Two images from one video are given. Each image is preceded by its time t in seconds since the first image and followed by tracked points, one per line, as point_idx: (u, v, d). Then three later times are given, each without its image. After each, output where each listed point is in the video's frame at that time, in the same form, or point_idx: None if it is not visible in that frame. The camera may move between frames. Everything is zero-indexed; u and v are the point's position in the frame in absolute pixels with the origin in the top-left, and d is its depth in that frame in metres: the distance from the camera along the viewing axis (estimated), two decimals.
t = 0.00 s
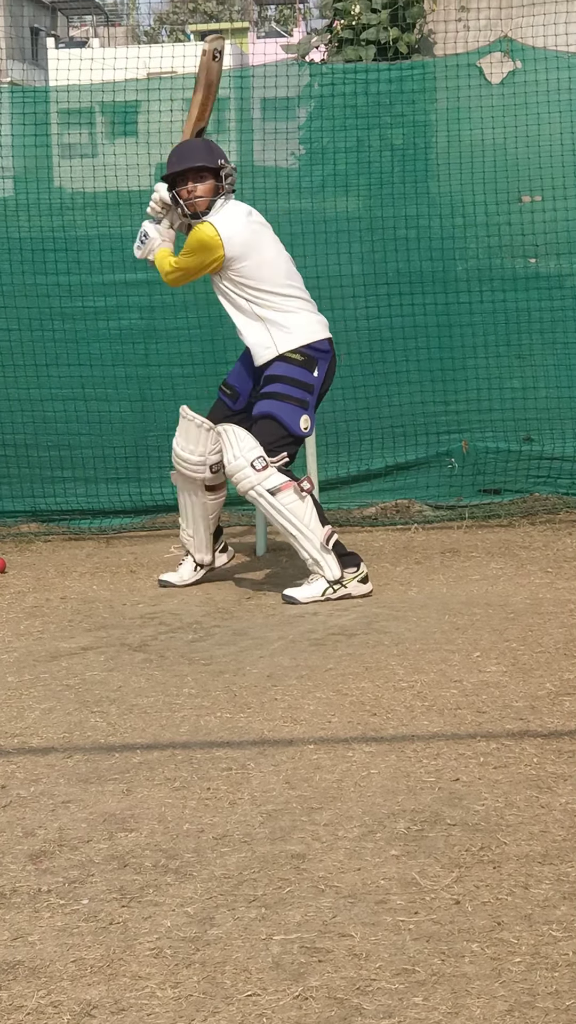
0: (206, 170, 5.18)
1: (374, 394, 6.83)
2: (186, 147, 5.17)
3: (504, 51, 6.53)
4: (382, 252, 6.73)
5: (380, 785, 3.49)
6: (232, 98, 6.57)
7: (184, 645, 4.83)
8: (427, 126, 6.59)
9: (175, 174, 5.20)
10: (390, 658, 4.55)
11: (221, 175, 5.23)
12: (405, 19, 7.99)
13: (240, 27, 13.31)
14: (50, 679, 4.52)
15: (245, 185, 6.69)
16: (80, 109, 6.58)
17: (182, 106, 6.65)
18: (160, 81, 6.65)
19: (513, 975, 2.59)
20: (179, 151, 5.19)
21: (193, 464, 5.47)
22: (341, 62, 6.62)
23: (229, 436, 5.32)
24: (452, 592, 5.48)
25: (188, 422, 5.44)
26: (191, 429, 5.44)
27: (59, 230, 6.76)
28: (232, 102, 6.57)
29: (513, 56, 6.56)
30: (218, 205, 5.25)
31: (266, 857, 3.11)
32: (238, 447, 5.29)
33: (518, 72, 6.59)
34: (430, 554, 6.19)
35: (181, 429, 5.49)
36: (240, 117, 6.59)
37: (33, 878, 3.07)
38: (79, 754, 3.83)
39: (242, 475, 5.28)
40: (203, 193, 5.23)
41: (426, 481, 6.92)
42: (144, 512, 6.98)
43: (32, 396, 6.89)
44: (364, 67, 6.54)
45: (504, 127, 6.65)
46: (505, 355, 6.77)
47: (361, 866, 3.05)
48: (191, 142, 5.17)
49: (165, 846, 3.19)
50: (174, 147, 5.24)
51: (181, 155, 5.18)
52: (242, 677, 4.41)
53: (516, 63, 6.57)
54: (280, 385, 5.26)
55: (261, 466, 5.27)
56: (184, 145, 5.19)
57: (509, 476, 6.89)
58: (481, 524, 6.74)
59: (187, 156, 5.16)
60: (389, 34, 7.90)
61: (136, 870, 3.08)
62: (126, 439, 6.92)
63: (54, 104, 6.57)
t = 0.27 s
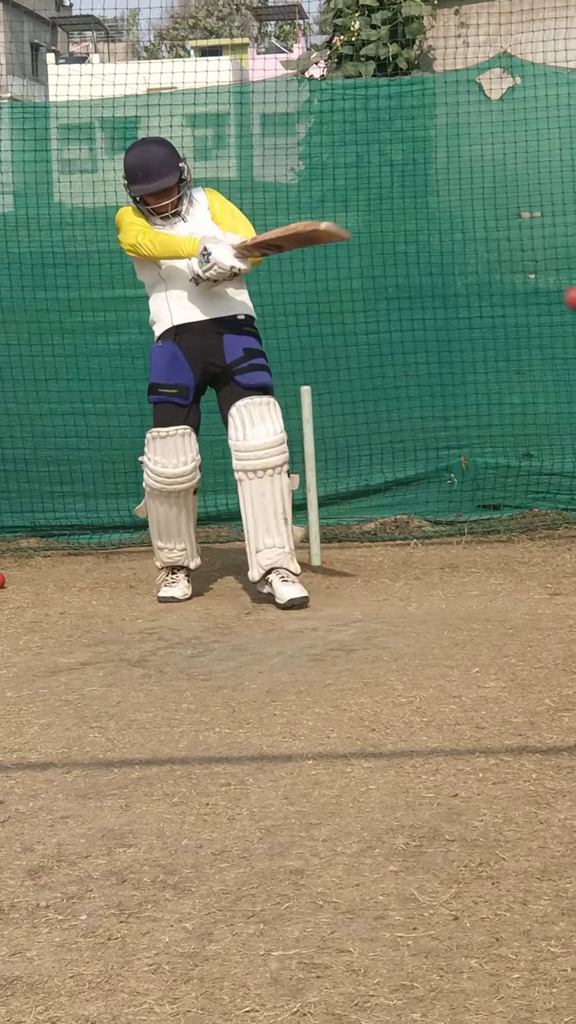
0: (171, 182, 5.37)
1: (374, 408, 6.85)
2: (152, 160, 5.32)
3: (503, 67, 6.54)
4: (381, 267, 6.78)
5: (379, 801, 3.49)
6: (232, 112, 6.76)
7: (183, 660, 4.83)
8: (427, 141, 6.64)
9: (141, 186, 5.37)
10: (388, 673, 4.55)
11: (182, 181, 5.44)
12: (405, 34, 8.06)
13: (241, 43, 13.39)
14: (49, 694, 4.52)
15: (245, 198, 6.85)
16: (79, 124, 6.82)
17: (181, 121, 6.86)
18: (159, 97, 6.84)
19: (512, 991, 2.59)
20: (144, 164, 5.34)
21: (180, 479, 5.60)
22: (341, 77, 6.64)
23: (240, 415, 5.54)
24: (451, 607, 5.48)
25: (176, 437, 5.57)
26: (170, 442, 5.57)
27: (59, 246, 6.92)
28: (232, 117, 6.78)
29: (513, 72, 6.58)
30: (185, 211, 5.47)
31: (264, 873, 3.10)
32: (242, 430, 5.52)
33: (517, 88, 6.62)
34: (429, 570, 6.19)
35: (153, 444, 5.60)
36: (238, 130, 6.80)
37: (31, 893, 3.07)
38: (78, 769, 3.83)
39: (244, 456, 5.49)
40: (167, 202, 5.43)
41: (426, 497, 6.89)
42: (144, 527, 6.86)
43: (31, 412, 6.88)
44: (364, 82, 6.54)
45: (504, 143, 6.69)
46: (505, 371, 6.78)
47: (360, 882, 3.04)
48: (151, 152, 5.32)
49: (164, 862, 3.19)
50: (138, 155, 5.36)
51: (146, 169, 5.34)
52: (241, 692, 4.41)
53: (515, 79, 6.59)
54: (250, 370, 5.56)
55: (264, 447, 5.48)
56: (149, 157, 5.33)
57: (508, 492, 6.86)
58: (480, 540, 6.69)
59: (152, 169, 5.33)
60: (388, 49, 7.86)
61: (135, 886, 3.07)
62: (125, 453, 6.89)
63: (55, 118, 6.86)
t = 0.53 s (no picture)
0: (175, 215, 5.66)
1: (375, 423, 6.85)
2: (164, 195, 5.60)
3: (505, 82, 6.60)
4: (383, 282, 6.76)
5: (380, 817, 3.49)
6: (234, 128, 6.62)
7: (184, 675, 4.83)
8: (429, 156, 6.67)
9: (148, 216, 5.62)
10: (390, 689, 4.55)
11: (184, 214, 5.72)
12: (406, 50, 8.10)
13: (243, 59, 13.43)
14: (50, 709, 4.52)
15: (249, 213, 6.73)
16: (81, 141, 6.67)
17: (184, 136, 6.67)
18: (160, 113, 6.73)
19: (513, 1009, 2.59)
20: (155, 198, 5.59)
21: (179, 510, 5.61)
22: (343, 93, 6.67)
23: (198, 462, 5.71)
24: (453, 622, 5.48)
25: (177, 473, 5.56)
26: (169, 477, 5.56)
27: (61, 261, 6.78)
28: (234, 132, 6.63)
29: (514, 87, 6.63)
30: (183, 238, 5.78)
31: (266, 889, 3.10)
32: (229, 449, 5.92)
33: (519, 104, 6.65)
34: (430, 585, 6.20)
35: (151, 479, 5.57)
36: (242, 146, 6.64)
37: (33, 909, 3.07)
38: (79, 785, 3.83)
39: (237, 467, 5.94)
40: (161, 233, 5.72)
41: (427, 511, 6.93)
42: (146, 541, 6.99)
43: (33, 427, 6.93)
44: (365, 98, 6.61)
45: (505, 159, 6.70)
46: (506, 386, 6.80)
47: (361, 898, 3.04)
48: (159, 185, 5.57)
49: (165, 878, 3.19)
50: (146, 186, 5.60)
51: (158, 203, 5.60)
52: (243, 708, 4.41)
53: (517, 94, 6.64)
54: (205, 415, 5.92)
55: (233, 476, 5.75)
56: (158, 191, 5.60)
57: (510, 507, 6.90)
58: (482, 554, 6.77)
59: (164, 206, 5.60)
60: (390, 64, 7.90)
61: (136, 902, 3.07)
62: (126, 468, 6.95)
63: (56, 135, 6.63)
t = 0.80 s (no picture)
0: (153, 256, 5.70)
1: (376, 435, 6.87)
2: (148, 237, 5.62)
3: (505, 96, 6.60)
4: (383, 294, 6.77)
5: (381, 829, 3.49)
6: (234, 141, 6.58)
7: (185, 688, 4.83)
8: (429, 170, 6.67)
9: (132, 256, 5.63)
10: (390, 701, 4.55)
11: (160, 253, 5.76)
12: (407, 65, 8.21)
13: (243, 70, 13.45)
14: (51, 722, 4.52)
15: (247, 227, 6.73)
16: (82, 153, 6.64)
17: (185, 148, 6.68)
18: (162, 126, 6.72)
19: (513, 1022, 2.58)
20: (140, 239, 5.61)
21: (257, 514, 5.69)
22: (343, 107, 6.70)
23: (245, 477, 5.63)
24: (453, 635, 5.49)
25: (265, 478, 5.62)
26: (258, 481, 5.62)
27: (61, 275, 6.77)
28: (234, 147, 6.59)
29: (514, 100, 6.63)
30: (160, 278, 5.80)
31: (266, 901, 3.10)
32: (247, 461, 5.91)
33: (519, 116, 6.65)
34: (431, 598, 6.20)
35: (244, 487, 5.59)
36: (243, 162, 6.60)
37: (33, 923, 3.06)
38: (80, 798, 3.83)
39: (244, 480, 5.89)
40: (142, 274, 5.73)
41: (428, 524, 6.94)
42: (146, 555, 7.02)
43: (34, 441, 6.94)
44: (366, 112, 6.63)
45: (505, 172, 6.70)
46: (507, 398, 6.81)
47: (362, 911, 3.04)
48: (143, 232, 5.61)
49: (166, 890, 3.19)
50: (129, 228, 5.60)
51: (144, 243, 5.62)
52: (243, 721, 4.41)
53: (517, 107, 6.64)
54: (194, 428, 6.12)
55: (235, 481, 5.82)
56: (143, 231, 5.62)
57: (510, 520, 6.91)
58: (482, 567, 6.79)
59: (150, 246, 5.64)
60: (391, 79, 7.95)
61: (137, 915, 3.07)
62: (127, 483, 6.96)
63: (57, 148, 6.63)
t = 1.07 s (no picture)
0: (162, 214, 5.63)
1: (377, 445, 6.88)
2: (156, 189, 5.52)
3: (506, 107, 6.62)
4: (384, 305, 6.78)
5: (381, 840, 3.49)
6: (235, 151, 6.64)
7: (186, 698, 4.84)
8: (429, 181, 6.68)
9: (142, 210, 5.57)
10: (391, 712, 4.55)
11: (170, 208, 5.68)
12: (407, 76, 8.20)
13: (244, 81, 13.50)
14: (51, 733, 4.52)
15: (247, 239, 6.73)
16: (83, 164, 6.68)
17: (185, 160, 6.71)
18: (164, 136, 6.73)
19: None
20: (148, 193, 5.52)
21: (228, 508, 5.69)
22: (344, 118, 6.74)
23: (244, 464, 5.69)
24: (454, 646, 5.48)
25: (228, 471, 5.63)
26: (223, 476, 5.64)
27: (62, 286, 6.80)
28: (235, 156, 6.65)
29: (515, 112, 6.64)
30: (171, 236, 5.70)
31: (266, 912, 3.10)
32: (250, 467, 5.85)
33: (520, 128, 6.67)
34: (432, 608, 6.20)
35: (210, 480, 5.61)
36: (244, 171, 6.64)
37: (33, 933, 3.06)
38: (80, 808, 3.83)
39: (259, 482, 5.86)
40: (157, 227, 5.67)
41: (428, 534, 6.94)
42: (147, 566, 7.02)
43: (34, 451, 6.94)
44: (366, 122, 6.65)
45: (506, 183, 6.73)
46: (508, 409, 6.83)
47: (362, 922, 3.04)
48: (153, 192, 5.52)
49: (166, 901, 3.18)
50: (136, 178, 5.51)
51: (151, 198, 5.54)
52: (244, 731, 4.41)
53: (518, 119, 6.65)
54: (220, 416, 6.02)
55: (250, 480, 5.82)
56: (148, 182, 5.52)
57: (511, 530, 6.91)
58: (483, 577, 6.79)
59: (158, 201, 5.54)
60: (391, 90, 8.01)
61: (137, 926, 3.06)
62: (127, 493, 6.96)
63: (58, 159, 6.66)
